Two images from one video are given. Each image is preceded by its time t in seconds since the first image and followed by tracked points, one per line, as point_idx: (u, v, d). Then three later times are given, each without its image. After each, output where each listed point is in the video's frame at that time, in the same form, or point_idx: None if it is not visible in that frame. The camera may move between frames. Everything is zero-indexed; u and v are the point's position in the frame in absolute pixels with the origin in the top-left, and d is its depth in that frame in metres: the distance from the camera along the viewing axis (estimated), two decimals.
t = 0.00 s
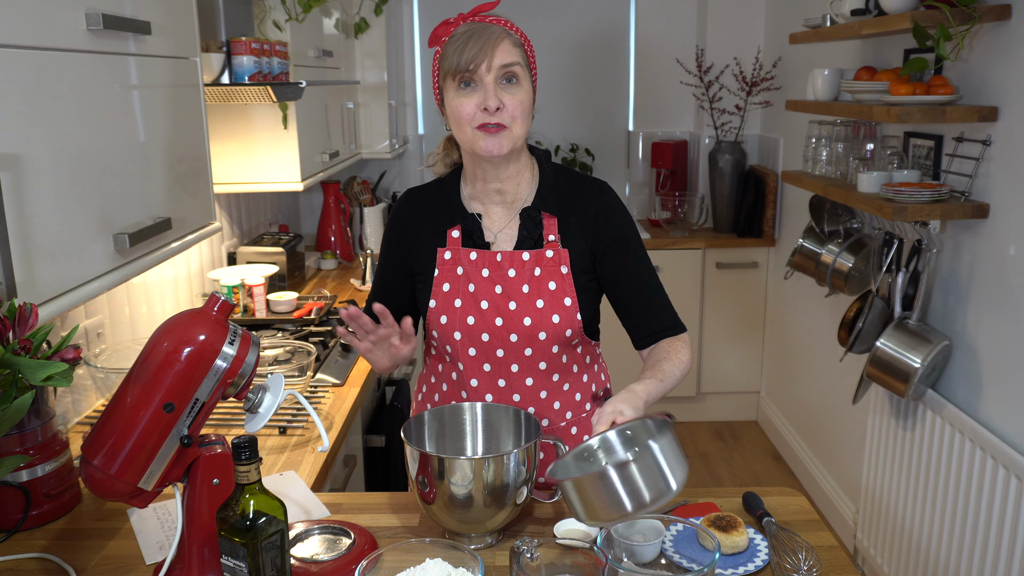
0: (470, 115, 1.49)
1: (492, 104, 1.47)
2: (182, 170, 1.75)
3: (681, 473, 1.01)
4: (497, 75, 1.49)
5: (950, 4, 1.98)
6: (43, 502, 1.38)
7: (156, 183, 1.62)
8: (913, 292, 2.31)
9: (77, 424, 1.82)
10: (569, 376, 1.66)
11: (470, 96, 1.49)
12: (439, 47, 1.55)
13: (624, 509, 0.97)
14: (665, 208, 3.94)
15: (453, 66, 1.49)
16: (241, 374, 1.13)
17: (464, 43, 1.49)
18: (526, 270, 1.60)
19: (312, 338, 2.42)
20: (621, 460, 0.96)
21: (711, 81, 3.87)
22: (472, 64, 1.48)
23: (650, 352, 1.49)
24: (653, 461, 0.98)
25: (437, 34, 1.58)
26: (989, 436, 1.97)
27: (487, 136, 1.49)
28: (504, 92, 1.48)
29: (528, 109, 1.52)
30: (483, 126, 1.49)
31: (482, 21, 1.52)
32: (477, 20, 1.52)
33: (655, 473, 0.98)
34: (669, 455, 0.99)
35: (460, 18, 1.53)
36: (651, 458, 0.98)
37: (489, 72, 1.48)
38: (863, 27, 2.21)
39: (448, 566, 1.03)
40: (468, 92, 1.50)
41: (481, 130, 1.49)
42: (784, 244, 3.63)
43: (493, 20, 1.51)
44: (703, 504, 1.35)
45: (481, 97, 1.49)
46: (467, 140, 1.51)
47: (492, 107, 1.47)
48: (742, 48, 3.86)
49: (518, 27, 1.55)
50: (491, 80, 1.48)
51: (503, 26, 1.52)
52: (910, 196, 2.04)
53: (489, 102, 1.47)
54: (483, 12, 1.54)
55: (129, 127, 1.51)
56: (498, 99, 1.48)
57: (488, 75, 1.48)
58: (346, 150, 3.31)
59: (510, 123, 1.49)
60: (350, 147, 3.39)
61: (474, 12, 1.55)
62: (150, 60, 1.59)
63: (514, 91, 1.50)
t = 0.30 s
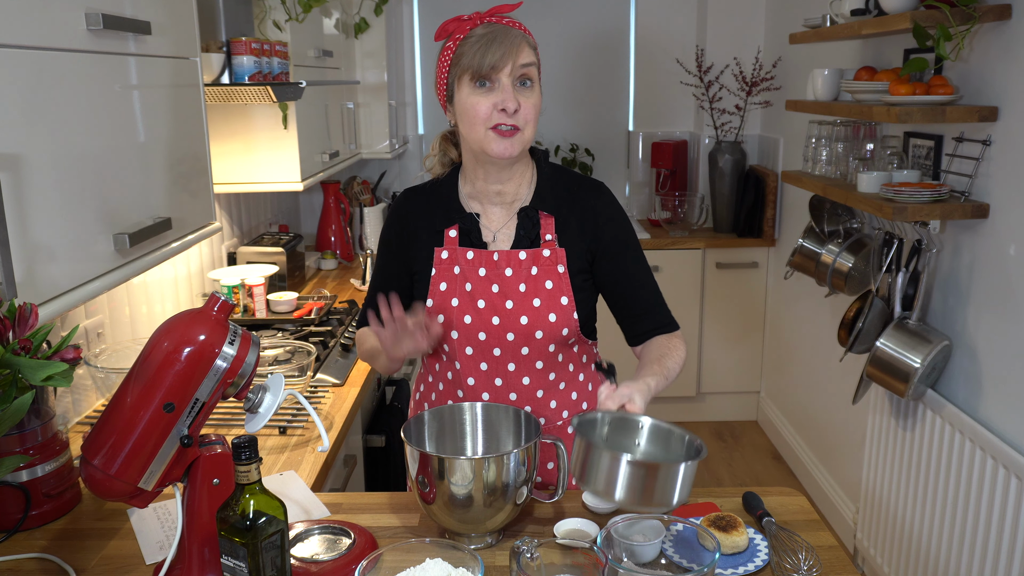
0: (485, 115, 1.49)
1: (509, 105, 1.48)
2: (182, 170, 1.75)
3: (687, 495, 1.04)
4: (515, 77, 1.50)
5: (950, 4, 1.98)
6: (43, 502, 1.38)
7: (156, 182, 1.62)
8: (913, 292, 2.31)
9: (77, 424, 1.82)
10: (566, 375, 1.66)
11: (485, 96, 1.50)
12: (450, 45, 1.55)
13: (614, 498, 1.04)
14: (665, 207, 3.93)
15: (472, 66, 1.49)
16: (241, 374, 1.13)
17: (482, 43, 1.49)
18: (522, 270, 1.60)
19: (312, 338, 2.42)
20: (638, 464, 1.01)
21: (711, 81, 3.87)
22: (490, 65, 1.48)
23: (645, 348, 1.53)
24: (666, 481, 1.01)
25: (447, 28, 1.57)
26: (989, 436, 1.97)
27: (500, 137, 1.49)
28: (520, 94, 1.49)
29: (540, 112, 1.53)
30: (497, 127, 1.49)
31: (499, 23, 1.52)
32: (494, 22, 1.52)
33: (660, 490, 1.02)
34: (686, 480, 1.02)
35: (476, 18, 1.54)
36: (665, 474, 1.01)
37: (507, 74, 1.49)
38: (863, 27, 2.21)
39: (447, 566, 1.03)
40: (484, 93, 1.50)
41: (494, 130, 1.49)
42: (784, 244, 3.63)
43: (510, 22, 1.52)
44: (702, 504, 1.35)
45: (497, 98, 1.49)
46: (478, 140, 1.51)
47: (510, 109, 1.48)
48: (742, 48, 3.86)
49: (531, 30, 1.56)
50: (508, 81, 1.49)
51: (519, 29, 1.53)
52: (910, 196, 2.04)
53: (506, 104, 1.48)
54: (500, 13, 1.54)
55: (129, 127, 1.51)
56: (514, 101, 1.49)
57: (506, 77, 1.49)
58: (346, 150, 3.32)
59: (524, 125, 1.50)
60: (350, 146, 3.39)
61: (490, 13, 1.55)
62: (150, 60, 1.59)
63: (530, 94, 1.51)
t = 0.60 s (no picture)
0: (496, 118, 1.49)
1: (520, 108, 1.48)
2: (182, 170, 1.75)
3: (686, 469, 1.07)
4: (526, 79, 1.50)
5: (951, 4, 1.98)
6: (43, 502, 1.38)
7: (156, 182, 1.61)
8: (913, 292, 2.31)
9: (77, 424, 1.82)
10: (575, 373, 1.66)
11: (496, 99, 1.50)
12: (461, 47, 1.55)
13: (615, 468, 1.08)
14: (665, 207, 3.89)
15: (483, 68, 1.49)
16: (241, 374, 1.13)
17: (494, 46, 1.49)
18: (534, 266, 1.61)
19: (312, 338, 2.42)
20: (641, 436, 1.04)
21: (711, 81, 3.87)
22: (502, 68, 1.48)
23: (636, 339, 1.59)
24: (667, 455, 1.04)
25: (457, 28, 1.57)
26: (989, 436, 1.97)
27: (511, 140, 1.49)
28: (530, 97, 1.49)
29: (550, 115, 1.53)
30: (508, 130, 1.49)
31: (509, 26, 1.52)
32: (505, 24, 1.52)
33: (660, 464, 1.05)
34: (685, 456, 1.05)
35: (487, 20, 1.53)
36: (666, 450, 1.04)
37: (519, 77, 1.49)
38: (863, 27, 2.21)
39: (447, 566, 1.03)
40: (495, 95, 1.50)
41: (506, 133, 1.49)
42: (784, 244, 3.63)
43: (521, 24, 1.52)
44: (703, 504, 1.35)
45: (508, 100, 1.49)
46: (489, 143, 1.51)
47: (520, 112, 1.48)
48: (742, 48, 3.86)
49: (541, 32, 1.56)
50: (519, 84, 1.49)
51: (530, 31, 1.52)
52: (910, 196, 2.04)
53: (517, 107, 1.48)
54: (510, 15, 1.54)
55: (129, 127, 1.51)
56: (525, 104, 1.49)
57: (517, 80, 1.49)
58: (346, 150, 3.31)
59: (534, 128, 1.50)
60: (350, 146, 3.39)
61: (502, 15, 1.55)
62: (150, 60, 1.59)
63: (540, 97, 1.51)
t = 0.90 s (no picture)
0: (528, 115, 1.48)
1: (550, 103, 1.47)
2: (182, 170, 1.75)
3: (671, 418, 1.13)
4: (554, 76, 1.49)
5: (950, 4, 1.98)
6: (43, 503, 1.38)
7: (156, 182, 1.62)
8: (913, 292, 2.31)
9: (77, 424, 1.82)
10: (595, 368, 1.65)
11: (526, 96, 1.48)
12: (490, 48, 1.54)
13: (610, 434, 1.12)
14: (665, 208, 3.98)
15: (512, 66, 1.48)
16: (241, 374, 1.13)
17: (523, 44, 1.48)
18: (557, 261, 1.60)
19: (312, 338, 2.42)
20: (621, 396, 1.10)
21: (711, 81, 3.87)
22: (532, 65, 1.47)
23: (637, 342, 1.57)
24: (647, 405, 1.11)
25: (485, 28, 1.56)
26: (989, 436, 1.97)
27: (545, 135, 1.48)
28: (560, 93, 1.48)
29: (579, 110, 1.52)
30: (540, 126, 1.48)
31: (536, 23, 1.51)
32: (531, 22, 1.51)
33: (645, 416, 1.11)
34: (666, 402, 1.12)
35: (513, 20, 1.52)
36: (646, 400, 1.11)
37: (548, 73, 1.48)
38: (863, 27, 2.21)
39: (447, 566, 1.03)
40: (525, 93, 1.49)
41: (538, 130, 1.48)
42: (784, 244, 3.63)
43: (547, 22, 1.51)
44: (703, 505, 1.35)
45: (538, 97, 1.48)
46: (521, 140, 1.49)
47: (551, 108, 1.47)
48: (743, 48, 3.86)
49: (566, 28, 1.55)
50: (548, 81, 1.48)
51: (557, 28, 1.51)
52: (910, 196, 2.05)
53: (547, 103, 1.47)
54: (536, 12, 1.53)
55: (129, 127, 1.51)
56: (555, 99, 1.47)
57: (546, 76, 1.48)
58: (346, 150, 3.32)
59: (565, 123, 1.48)
60: (350, 146, 3.39)
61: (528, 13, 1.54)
62: (150, 60, 1.59)
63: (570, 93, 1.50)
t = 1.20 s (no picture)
0: (552, 119, 1.49)
1: (574, 108, 1.47)
2: (182, 170, 1.75)
3: (621, 352, 1.12)
4: (579, 79, 1.48)
5: (950, 4, 1.98)
6: (43, 503, 1.38)
7: (156, 182, 1.61)
8: (913, 292, 2.31)
9: (77, 424, 1.82)
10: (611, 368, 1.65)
11: (551, 99, 1.49)
12: (519, 51, 1.54)
13: (561, 365, 1.11)
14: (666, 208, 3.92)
15: (538, 70, 1.49)
16: (241, 374, 1.13)
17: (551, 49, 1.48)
18: (579, 259, 1.60)
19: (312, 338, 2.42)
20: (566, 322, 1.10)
21: (711, 81, 3.87)
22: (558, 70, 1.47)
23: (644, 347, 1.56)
24: (592, 335, 1.10)
25: (516, 32, 1.56)
26: (989, 436, 1.97)
27: (569, 139, 1.49)
28: (584, 96, 1.48)
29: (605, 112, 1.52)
30: (564, 130, 1.48)
31: (564, 26, 1.50)
32: (559, 25, 1.50)
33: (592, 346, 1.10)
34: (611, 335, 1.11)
35: (541, 23, 1.52)
36: (595, 328, 1.10)
37: (573, 77, 1.48)
38: (863, 27, 2.21)
39: (447, 566, 1.03)
40: (551, 97, 1.49)
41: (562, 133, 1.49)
42: (784, 244, 3.63)
43: (576, 25, 1.50)
44: (703, 505, 1.35)
45: (562, 101, 1.48)
46: (547, 142, 1.51)
47: (574, 112, 1.47)
48: (742, 48, 3.86)
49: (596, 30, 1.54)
50: (573, 85, 1.48)
51: (585, 31, 1.51)
52: (910, 196, 2.04)
53: (571, 107, 1.47)
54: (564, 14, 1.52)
55: (129, 127, 1.51)
56: (580, 103, 1.48)
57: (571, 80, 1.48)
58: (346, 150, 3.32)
59: (589, 126, 1.49)
60: (350, 146, 3.39)
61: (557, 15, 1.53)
62: (150, 60, 1.59)
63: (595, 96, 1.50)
